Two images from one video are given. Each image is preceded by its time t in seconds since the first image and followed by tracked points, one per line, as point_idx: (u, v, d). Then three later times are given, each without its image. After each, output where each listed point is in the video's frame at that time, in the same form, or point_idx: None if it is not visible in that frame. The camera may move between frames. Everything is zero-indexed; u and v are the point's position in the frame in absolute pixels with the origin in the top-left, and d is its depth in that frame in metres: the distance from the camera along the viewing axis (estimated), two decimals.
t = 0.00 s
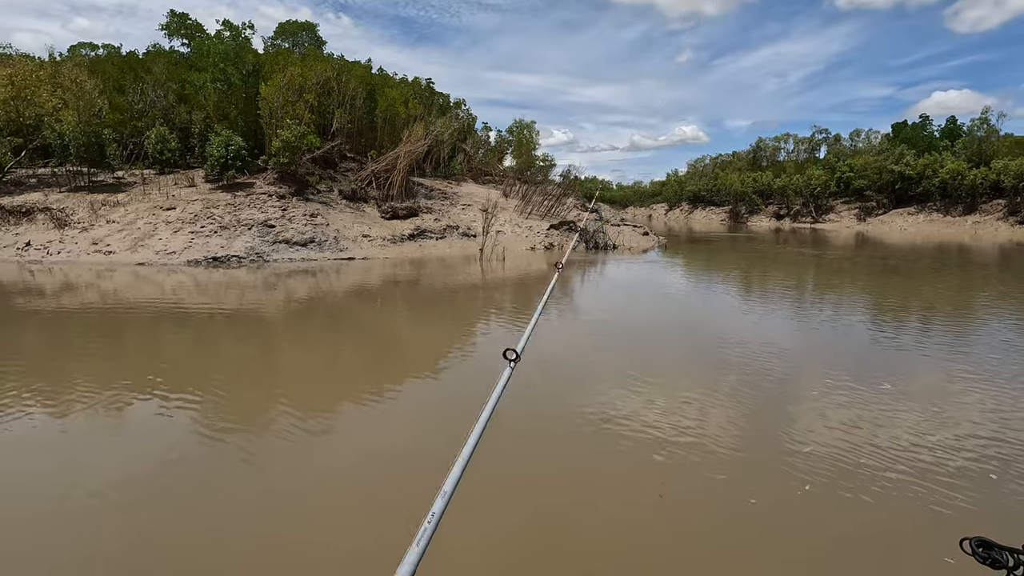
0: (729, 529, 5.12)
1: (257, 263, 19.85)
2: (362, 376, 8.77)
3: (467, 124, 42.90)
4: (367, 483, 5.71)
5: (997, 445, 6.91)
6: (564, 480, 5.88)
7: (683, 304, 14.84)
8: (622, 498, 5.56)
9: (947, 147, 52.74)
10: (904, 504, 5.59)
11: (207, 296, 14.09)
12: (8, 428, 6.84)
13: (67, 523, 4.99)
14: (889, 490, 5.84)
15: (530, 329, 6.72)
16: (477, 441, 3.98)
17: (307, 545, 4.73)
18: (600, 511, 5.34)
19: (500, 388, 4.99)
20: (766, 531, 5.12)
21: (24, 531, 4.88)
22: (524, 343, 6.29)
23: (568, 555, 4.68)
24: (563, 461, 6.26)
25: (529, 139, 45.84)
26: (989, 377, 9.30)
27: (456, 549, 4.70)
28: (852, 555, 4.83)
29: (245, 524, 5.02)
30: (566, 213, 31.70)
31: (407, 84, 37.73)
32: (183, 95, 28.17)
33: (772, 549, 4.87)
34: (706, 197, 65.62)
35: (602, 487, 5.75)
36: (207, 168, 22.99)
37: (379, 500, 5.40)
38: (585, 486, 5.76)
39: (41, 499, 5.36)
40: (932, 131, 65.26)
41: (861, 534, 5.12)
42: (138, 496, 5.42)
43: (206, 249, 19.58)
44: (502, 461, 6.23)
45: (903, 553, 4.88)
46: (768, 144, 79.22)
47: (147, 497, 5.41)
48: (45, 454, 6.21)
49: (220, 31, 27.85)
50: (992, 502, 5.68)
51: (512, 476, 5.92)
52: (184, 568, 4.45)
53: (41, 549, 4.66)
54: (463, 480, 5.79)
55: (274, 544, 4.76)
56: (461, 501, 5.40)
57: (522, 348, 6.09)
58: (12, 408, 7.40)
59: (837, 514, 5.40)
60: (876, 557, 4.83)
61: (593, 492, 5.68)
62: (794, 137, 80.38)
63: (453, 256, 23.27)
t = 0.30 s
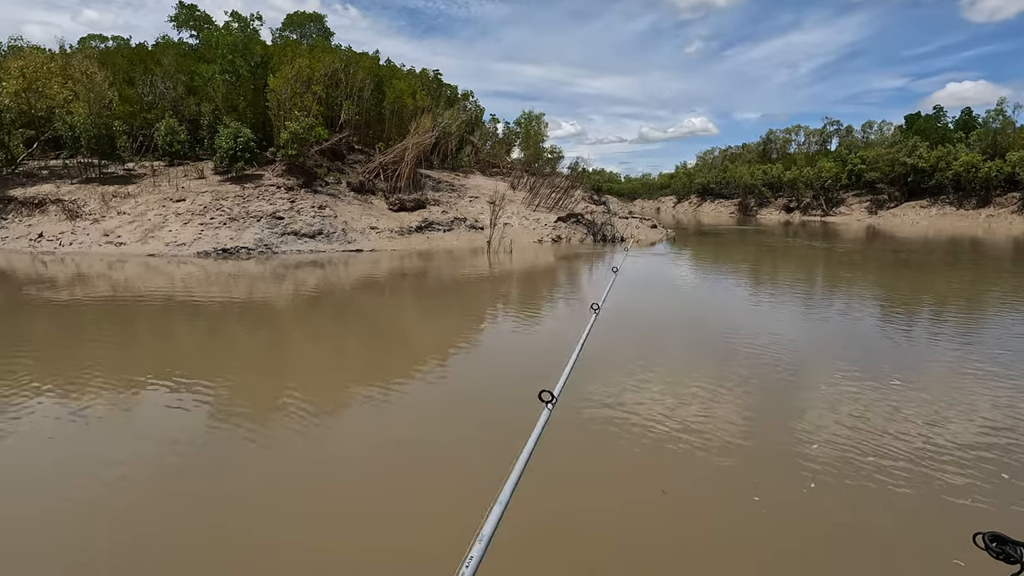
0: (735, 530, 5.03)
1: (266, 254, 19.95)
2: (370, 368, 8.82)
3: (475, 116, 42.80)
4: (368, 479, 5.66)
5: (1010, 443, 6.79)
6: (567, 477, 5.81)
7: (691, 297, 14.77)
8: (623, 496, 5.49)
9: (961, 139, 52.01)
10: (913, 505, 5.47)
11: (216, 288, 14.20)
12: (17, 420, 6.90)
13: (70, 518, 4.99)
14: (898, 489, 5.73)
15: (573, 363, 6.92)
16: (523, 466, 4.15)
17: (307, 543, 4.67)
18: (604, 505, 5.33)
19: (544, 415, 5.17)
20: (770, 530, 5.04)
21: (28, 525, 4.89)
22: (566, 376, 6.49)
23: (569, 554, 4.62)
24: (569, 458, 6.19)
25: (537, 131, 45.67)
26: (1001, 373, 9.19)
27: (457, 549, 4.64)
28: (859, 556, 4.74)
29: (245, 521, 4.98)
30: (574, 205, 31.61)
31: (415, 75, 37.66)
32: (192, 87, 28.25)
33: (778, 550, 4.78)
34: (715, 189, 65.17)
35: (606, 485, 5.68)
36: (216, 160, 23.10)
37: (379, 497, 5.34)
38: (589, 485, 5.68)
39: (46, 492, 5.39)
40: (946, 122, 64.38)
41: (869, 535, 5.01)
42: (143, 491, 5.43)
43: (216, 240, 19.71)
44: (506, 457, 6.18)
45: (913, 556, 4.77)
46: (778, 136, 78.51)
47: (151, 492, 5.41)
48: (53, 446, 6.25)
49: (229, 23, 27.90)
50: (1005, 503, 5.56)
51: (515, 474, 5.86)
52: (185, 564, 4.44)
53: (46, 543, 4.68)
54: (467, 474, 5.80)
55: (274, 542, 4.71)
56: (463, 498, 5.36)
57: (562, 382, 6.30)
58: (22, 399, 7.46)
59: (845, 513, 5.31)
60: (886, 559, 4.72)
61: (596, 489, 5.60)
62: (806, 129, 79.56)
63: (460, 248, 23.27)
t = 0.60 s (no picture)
0: (737, 531, 5.00)
1: (272, 251, 20.03)
2: (375, 364, 8.85)
3: (480, 113, 42.79)
4: (369, 477, 5.65)
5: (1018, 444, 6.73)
6: (569, 477, 5.79)
7: (695, 295, 14.75)
8: (625, 496, 5.48)
9: (969, 136, 51.59)
10: (918, 506, 5.43)
11: (222, 284, 14.26)
12: (24, 415, 6.95)
13: (75, 513, 5.02)
14: (903, 491, 5.68)
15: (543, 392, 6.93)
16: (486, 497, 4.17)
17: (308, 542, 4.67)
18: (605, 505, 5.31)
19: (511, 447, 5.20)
20: (774, 532, 5.00)
21: (33, 520, 4.93)
22: (537, 403, 6.52)
23: (569, 555, 4.59)
24: (570, 458, 6.17)
25: (542, 128, 45.63)
26: (1006, 371, 9.14)
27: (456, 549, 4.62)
28: (863, 558, 4.70)
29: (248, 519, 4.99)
30: (579, 202, 31.58)
31: (420, 72, 37.68)
32: (198, 84, 28.34)
33: (781, 552, 4.74)
34: (721, 186, 64.97)
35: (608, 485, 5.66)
36: (222, 157, 23.19)
37: (380, 496, 5.34)
38: (591, 485, 5.65)
39: (52, 488, 5.42)
40: (955, 119, 63.92)
41: (873, 538, 4.97)
42: (147, 487, 5.45)
43: (222, 237, 19.80)
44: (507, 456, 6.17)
45: (917, 558, 4.73)
46: (785, 133, 78.12)
47: (155, 489, 5.43)
48: (60, 441, 6.30)
49: (235, 20, 28.00)
50: (1012, 505, 5.51)
51: (516, 474, 5.85)
52: (187, 561, 4.45)
53: (52, 537, 4.71)
54: (468, 473, 5.80)
55: (275, 540, 4.71)
56: (464, 498, 5.35)
57: (532, 408, 6.32)
58: (29, 395, 7.52)
59: (850, 516, 5.26)
60: (891, 562, 4.67)
61: (598, 490, 5.58)
62: (812, 126, 79.15)
63: (465, 245, 23.29)
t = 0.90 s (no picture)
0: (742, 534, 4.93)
1: (275, 250, 20.05)
2: (378, 363, 8.85)
3: (483, 112, 42.77)
4: (371, 480, 5.59)
5: None
6: (572, 480, 5.72)
7: (699, 294, 14.70)
8: (628, 498, 5.42)
9: (974, 135, 51.41)
10: (926, 509, 5.36)
11: (226, 283, 14.28)
12: (28, 413, 6.96)
13: (76, 513, 5.01)
14: (910, 493, 5.61)
15: (576, 406, 6.68)
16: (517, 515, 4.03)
17: (307, 546, 4.60)
18: (607, 504, 5.32)
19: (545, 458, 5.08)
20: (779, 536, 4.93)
21: (34, 519, 4.92)
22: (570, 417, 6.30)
23: (570, 559, 4.53)
24: (574, 460, 6.11)
25: (545, 127, 45.61)
26: (1012, 371, 9.10)
27: (456, 553, 4.56)
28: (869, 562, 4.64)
29: (249, 518, 4.97)
30: (582, 201, 31.56)
31: (423, 71, 37.67)
32: (202, 83, 28.35)
33: (786, 557, 4.67)
34: (723, 185, 64.88)
35: (611, 488, 5.59)
36: (226, 156, 23.22)
37: (381, 498, 5.28)
38: (593, 488, 5.59)
39: (53, 487, 5.42)
40: (959, 118, 63.70)
41: (881, 542, 4.89)
42: (149, 487, 5.44)
43: (226, 236, 19.83)
44: (510, 458, 6.11)
45: (925, 562, 4.65)
46: (788, 132, 77.97)
47: (156, 488, 5.42)
48: (62, 440, 6.30)
49: (238, 19, 28.03)
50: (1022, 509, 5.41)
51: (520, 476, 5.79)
52: (185, 562, 4.41)
53: (52, 536, 4.70)
54: (470, 472, 5.79)
55: (274, 543, 4.65)
56: (466, 501, 5.28)
57: (565, 420, 6.11)
58: (32, 393, 7.53)
59: (856, 519, 5.18)
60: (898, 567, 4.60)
61: (601, 492, 5.52)
62: (815, 125, 78.97)
63: (469, 244, 23.29)
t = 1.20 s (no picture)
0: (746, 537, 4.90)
1: (278, 252, 20.05)
2: (381, 365, 8.85)
3: (484, 114, 42.82)
4: (372, 481, 5.56)
5: None
6: (573, 482, 5.69)
7: (702, 297, 14.69)
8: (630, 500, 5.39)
9: (973, 137, 51.42)
10: (931, 510, 5.35)
11: (228, 285, 14.26)
12: (30, 415, 6.93)
13: (77, 515, 4.98)
14: (915, 494, 5.61)
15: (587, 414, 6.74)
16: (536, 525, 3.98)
17: (309, 547, 4.58)
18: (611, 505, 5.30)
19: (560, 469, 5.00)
20: (783, 538, 4.91)
21: (33, 521, 4.88)
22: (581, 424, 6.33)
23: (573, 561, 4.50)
24: (573, 461, 6.09)
25: (546, 129, 45.67)
26: (1015, 373, 9.10)
27: (457, 553, 4.55)
28: (873, 563, 4.61)
29: (252, 519, 4.96)
30: (584, 203, 31.58)
31: (424, 73, 37.69)
32: (204, 85, 28.37)
33: (790, 558, 4.64)
34: (724, 187, 64.92)
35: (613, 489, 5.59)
36: (228, 158, 23.22)
37: (385, 499, 5.28)
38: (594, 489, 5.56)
39: (55, 489, 5.38)
40: (959, 120, 63.74)
41: (885, 543, 4.88)
42: (148, 488, 5.41)
43: (229, 238, 19.83)
44: (510, 460, 6.09)
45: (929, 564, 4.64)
46: (788, 134, 78.07)
47: (158, 489, 5.40)
48: (65, 442, 6.26)
49: (241, 21, 28.10)
50: None
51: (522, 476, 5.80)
52: (185, 563, 4.39)
53: (54, 538, 4.67)
54: (473, 473, 5.78)
55: (276, 543, 4.64)
56: (468, 502, 5.26)
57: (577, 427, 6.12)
58: (34, 395, 7.49)
59: (859, 521, 5.15)
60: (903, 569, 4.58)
61: (602, 493, 5.49)
62: (816, 127, 79.03)
63: (471, 246, 23.30)
